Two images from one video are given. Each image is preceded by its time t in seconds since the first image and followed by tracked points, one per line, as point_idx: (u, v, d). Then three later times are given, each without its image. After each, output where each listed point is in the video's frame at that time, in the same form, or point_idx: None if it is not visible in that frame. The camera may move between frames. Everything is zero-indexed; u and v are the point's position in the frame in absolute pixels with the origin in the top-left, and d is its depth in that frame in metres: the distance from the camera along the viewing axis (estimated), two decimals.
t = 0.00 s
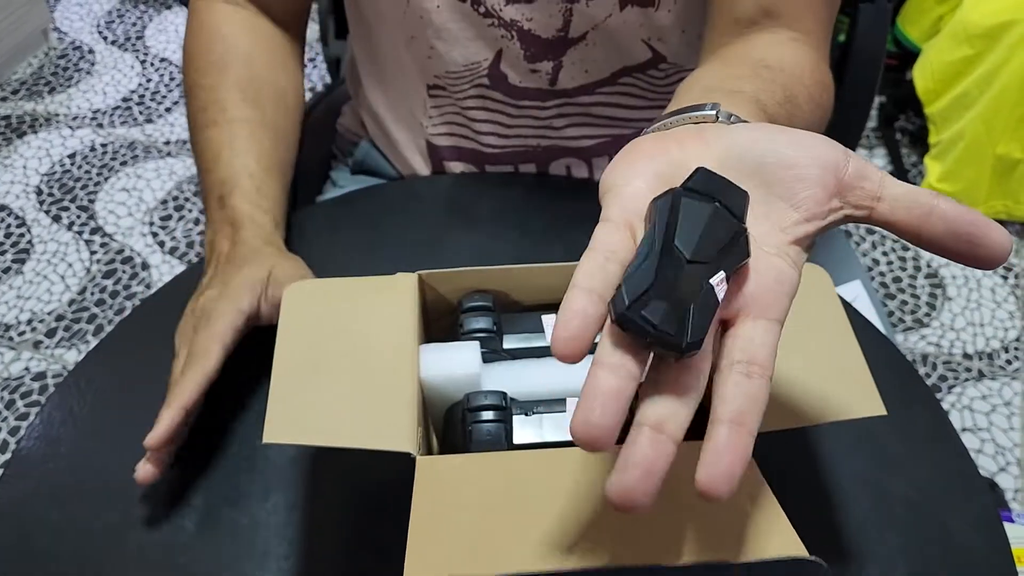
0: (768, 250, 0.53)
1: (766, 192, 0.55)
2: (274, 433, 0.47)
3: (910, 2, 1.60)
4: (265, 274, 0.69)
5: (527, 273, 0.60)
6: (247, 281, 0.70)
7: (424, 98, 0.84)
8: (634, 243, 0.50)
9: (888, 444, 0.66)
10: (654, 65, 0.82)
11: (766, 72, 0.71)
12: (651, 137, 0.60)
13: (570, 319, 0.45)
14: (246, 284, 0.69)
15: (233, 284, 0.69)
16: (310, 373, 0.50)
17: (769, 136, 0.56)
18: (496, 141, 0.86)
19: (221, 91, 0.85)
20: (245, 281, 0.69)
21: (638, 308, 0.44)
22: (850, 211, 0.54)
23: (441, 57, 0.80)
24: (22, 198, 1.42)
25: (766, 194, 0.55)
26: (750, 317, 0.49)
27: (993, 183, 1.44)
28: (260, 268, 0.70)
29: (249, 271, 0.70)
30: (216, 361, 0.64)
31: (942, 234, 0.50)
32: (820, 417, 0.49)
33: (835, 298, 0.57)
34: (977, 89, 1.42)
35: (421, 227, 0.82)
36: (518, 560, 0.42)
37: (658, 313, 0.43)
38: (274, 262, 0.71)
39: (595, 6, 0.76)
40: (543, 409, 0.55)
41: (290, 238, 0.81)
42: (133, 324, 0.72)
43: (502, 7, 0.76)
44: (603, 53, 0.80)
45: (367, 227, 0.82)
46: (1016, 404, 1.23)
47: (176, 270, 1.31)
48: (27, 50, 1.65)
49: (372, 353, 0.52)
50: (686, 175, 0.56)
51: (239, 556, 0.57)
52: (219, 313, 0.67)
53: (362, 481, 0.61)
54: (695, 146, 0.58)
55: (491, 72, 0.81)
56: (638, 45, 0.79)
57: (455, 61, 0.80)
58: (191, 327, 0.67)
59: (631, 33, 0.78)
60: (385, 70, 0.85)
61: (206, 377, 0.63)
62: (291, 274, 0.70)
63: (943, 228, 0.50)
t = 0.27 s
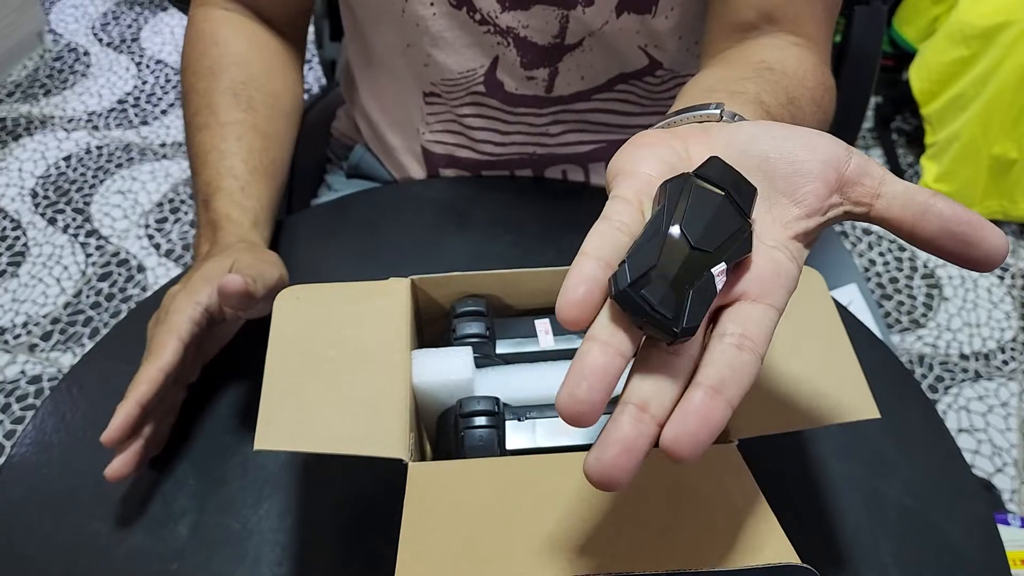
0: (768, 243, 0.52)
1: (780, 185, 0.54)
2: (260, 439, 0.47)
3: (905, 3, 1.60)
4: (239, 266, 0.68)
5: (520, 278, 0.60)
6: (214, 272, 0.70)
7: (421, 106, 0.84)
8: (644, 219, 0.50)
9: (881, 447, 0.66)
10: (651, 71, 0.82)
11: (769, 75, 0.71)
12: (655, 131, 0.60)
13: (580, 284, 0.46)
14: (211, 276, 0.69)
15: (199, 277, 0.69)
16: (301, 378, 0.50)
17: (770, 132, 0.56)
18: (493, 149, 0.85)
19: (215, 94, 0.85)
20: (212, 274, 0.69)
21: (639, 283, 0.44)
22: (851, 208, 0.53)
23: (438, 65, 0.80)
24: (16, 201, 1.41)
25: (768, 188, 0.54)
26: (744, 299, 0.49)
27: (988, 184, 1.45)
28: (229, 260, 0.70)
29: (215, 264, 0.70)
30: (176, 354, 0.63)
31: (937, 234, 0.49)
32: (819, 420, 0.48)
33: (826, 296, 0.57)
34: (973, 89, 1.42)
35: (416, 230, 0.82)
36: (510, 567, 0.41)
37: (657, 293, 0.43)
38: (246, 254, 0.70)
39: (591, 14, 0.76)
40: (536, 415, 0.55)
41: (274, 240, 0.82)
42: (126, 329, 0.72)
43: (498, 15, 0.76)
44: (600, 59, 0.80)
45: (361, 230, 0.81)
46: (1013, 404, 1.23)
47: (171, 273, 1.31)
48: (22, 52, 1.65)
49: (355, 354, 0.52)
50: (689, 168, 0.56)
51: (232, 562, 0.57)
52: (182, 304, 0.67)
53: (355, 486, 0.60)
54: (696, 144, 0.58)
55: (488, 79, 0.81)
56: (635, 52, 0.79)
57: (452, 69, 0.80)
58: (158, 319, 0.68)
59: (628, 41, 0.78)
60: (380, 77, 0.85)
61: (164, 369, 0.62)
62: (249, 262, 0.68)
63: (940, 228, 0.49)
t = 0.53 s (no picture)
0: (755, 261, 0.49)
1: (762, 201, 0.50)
2: (254, 443, 0.47)
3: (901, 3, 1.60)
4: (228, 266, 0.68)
5: (515, 281, 0.60)
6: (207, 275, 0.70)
7: (416, 108, 0.84)
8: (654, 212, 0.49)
9: (877, 449, 0.66)
10: (646, 75, 0.82)
11: (767, 81, 0.70)
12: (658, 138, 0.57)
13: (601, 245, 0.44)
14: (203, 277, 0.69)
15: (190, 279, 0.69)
16: (293, 383, 0.50)
17: (764, 144, 0.52)
18: (489, 152, 0.85)
19: (209, 97, 0.85)
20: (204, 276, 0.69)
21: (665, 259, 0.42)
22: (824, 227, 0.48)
23: (433, 68, 0.80)
24: (11, 203, 1.41)
25: (755, 204, 0.51)
26: (733, 303, 0.46)
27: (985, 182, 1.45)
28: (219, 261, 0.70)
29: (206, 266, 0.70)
30: (165, 357, 0.63)
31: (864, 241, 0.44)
32: (813, 423, 0.49)
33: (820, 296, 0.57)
34: (969, 89, 1.42)
35: (411, 233, 0.81)
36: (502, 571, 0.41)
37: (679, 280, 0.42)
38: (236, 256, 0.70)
39: (587, 17, 0.76)
40: (531, 418, 0.55)
41: (266, 242, 0.81)
42: (120, 333, 0.72)
43: (493, 18, 0.76)
44: (595, 62, 0.80)
45: (356, 233, 0.81)
46: (1009, 404, 1.23)
47: (167, 274, 1.31)
48: (17, 53, 1.64)
49: (347, 357, 0.52)
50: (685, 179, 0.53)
51: (226, 567, 0.57)
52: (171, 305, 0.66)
53: (350, 490, 0.60)
54: (694, 154, 0.56)
55: (483, 82, 0.81)
56: (630, 56, 0.79)
57: (447, 72, 0.80)
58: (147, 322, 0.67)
59: (623, 45, 0.78)
60: (375, 80, 0.85)
61: (154, 371, 0.62)
62: (239, 262, 0.68)
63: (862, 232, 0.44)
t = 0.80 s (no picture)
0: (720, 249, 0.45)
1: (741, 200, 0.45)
2: (247, 441, 0.46)
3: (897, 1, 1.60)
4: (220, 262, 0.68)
5: (508, 278, 0.60)
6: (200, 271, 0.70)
7: (412, 107, 0.84)
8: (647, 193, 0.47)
9: (872, 447, 0.66)
10: (641, 74, 0.82)
11: (760, 82, 0.70)
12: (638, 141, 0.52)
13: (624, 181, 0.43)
14: (195, 276, 0.70)
15: (182, 277, 0.70)
16: (286, 382, 0.50)
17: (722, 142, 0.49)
18: (485, 151, 0.85)
19: (204, 96, 0.85)
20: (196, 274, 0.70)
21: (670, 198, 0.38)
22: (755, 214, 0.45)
23: (428, 67, 0.80)
24: (7, 202, 1.41)
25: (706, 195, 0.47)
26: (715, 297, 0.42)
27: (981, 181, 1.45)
28: (211, 258, 0.71)
29: (198, 264, 0.71)
30: (157, 354, 0.64)
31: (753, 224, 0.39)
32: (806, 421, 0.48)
33: (813, 294, 0.57)
34: (965, 88, 1.42)
35: (406, 231, 0.81)
36: (494, 567, 0.41)
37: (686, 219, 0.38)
38: (230, 252, 0.71)
39: (582, 17, 0.75)
40: (525, 416, 0.55)
41: (260, 241, 0.81)
42: (114, 332, 0.72)
43: (488, 17, 0.76)
44: (591, 61, 0.79)
45: (352, 232, 0.81)
46: (1006, 402, 1.23)
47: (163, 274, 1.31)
48: (12, 53, 1.64)
49: (339, 354, 0.52)
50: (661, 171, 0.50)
51: (221, 566, 0.57)
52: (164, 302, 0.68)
53: (344, 488, 0.60)
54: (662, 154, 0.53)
55: (478, 80, 0.81)
56: (626, 56, 0.79)
57: (442, 70, 0.80)
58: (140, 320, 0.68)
59: (618, 44, 0.78)
60: (371, 79, 0.84)
61: (146, 368, 0.63)
62: (230, 258, 0.69)
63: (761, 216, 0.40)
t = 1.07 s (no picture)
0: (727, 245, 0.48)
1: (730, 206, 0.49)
2: (247, 439, 0.46)
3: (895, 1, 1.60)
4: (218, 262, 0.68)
5: (509, 277, 0.60)
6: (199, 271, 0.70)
7: (411, 107, 0.84)
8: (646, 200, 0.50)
9: (871, 445, 0.66)
10: (640, 75, 0.82)
11: (758, 83, 0.71)
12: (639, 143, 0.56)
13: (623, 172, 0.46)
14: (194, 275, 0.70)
15: (181, 276, 0.70)
16: (287, 377, 0.50)
17: (711, 147, 0.54)
18: (484, 151, 0.86)
19: (204, 95, 0.85)
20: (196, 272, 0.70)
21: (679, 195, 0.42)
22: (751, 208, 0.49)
23: (428, 67, 0.80)
24: (5, 202, 1.41)
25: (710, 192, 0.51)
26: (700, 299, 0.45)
27: (979, 180, 1.45)
28: (210, 257, 0.71)
29: (197, 262, 0.71)
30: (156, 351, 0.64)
31: (731, 227, 0.42)
32: (807, 417, 0.48)
33: (813, 292, 0.57)
34: (963, 87, 1.42)
35: (406, 230, 0.81)
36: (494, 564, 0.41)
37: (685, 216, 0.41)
38: (228, 251, 0.71)
39: (581, 18, 0.76)
40: (525, 415, 0.55)
41: (259, 241, 0.81)
42: (113, 331, 0.72)
43: (487, 18, 0.76)
44: (590, 62, 0.79)
45: (351, 231, 0.81)
46: (1003, 401, 1.23)
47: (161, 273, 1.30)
48: (10, 52, 1.64)
49: (338, 352, 0.52)
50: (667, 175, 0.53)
51: (220, 564, 0.57)
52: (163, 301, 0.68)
53: (344, 486, 0.60)
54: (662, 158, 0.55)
55: (477, 81, 0.81)
56: (625, 57, 0.79)
57: (441, 71, 0.80)
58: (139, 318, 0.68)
59: (617, 45, 0.78)
60: (370, 79, 0.84)
61: (145, 367, 0.63)
62: (228, 257, 0.69)
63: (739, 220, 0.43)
